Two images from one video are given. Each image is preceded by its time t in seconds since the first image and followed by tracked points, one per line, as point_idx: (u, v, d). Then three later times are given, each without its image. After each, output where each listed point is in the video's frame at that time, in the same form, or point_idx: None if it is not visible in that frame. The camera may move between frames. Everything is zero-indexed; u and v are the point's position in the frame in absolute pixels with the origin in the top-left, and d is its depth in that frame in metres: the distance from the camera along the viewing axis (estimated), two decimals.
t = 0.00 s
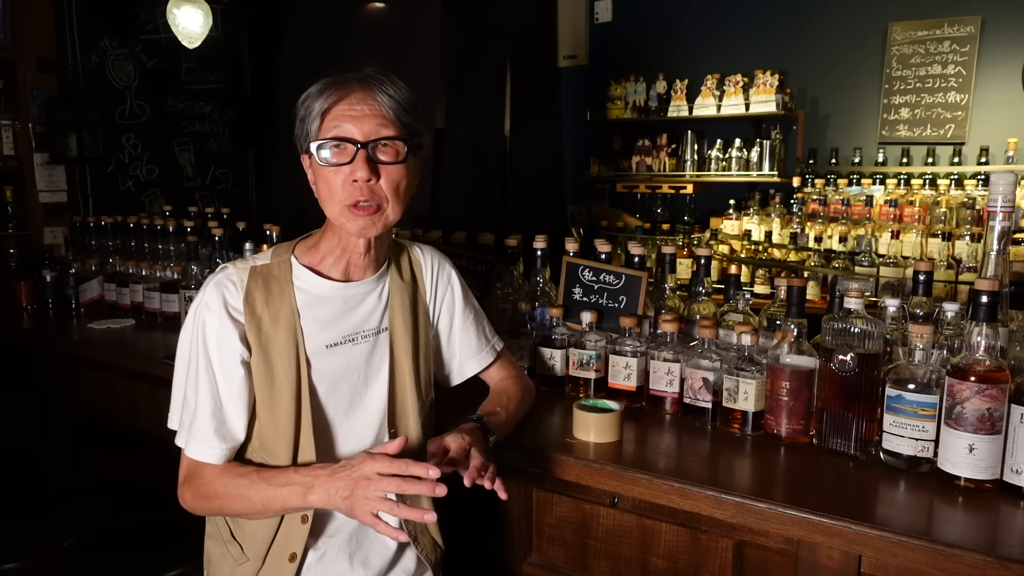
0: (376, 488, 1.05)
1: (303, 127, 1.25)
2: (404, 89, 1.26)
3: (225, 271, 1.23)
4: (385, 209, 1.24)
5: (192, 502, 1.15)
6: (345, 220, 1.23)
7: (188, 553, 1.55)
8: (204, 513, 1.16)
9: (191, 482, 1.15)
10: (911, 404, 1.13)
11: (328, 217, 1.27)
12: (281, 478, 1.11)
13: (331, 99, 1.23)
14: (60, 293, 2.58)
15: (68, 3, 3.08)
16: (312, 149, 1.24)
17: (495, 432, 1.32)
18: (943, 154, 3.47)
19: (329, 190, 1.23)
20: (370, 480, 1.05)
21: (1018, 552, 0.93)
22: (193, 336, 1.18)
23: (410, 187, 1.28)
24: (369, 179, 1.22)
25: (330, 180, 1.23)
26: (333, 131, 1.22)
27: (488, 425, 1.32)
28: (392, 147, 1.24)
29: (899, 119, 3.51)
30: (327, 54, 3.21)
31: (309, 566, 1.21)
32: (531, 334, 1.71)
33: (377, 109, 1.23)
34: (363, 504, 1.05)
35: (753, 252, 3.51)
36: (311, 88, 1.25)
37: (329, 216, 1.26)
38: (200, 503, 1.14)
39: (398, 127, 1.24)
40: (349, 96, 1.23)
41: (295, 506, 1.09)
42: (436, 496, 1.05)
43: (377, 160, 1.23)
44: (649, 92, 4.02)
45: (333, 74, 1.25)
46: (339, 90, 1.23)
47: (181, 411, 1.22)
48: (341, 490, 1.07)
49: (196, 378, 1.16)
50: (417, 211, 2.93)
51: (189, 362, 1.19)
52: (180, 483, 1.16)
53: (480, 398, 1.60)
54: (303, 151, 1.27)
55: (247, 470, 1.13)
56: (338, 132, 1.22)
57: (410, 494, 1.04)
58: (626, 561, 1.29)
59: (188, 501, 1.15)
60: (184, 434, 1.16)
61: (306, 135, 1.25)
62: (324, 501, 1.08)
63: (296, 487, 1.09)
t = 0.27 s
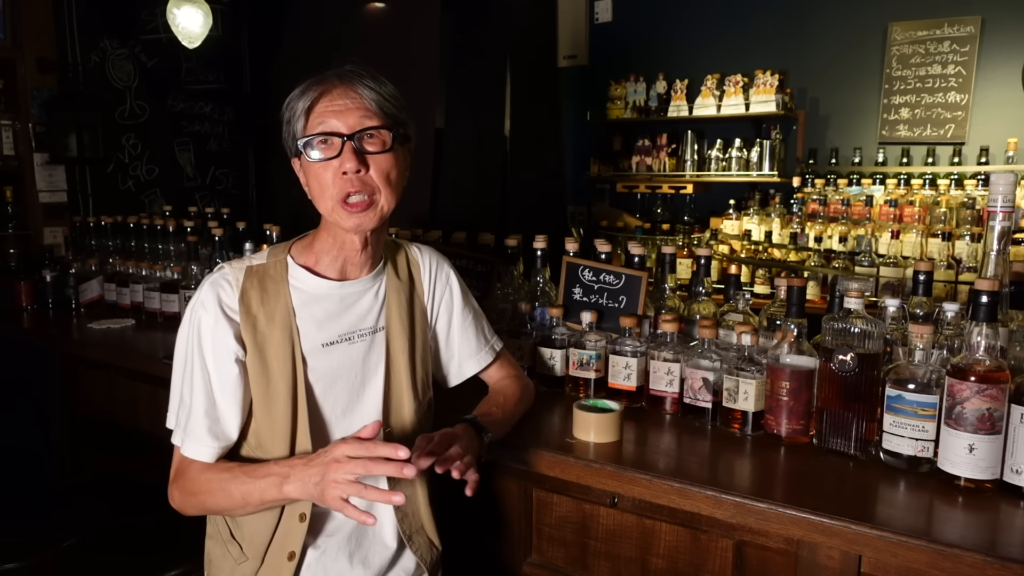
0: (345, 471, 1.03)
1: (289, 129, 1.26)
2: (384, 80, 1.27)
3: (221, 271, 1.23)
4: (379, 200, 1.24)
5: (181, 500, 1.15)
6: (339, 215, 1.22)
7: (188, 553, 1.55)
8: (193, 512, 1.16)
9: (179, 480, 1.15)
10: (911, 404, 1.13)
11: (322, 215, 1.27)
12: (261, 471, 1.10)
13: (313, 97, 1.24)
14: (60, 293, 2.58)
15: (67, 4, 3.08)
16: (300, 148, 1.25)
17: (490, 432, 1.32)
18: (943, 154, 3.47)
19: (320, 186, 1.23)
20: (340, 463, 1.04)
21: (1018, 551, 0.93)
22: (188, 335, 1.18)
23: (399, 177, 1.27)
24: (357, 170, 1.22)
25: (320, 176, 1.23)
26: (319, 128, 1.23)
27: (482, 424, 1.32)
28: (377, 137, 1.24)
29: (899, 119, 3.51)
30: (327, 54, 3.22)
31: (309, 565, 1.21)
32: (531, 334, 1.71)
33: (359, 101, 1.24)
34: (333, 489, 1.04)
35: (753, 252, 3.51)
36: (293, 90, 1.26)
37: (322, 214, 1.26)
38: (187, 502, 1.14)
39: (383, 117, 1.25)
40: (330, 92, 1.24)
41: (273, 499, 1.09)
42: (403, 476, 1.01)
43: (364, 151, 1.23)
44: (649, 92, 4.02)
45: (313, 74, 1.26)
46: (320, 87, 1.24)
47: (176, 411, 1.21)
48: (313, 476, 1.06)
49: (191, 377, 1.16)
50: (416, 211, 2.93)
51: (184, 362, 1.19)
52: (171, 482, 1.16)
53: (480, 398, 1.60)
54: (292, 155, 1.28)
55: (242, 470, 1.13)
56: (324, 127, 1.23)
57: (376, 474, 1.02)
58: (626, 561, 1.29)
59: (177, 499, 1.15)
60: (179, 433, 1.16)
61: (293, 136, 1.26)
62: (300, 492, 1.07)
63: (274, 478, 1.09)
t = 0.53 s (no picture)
0: (301, 484, 1.02)
1: (288, 129, 1.26)
2: (384, 81, 1.27)
3: (218, 272, 1.23)
4: (377, 202, 1.24)
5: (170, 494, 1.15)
6: (337, 215, 1.22)
7: (188, 553, 1.55)
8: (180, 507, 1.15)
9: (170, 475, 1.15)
10: (912, 404, 1.13)
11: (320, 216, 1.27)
12: (238, 475, 1.10)
13: (312, 98, 1.24)
14: (60, 293, 2.58)
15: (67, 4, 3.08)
16: (299, 149, 1.24)
17: (485, 431, 1.32)
18: (943, 154, 3.47)
19: (319, 187, 1.23)
20: (297, 475, 1.03)
21: (1019, 551, 0.93)
22: (186, 336, 1.18)
23: (398, 178, 1.28)
24: (357, 172, 1.22)
25: (319, 177, 1.23)
26: (318, 129, 1.23)
27: (478, 424, 1.32)
28: (377, 139, 1.24)
29: (899, 119, 3.51)
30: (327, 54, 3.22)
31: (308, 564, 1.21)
32: (531, 334, 1.71)
33: (359, 103, 1.24)
34: (291, 502, 1.03)
35: (753, 252, 3.51)
36: (292, 91, 1.26)
37: (320, 215, 1.25)
38: (175, 498, 1.14)
39: (382, 119, 1.25)
40: (330, 93, 1.24)
41: (248, 503, 1.08)
42: (353, 492, 0.99)
43: (363, 153, 1.23)
44: (649, 92, 4.02)
45: (312, 74, 1.26)
46: (319, 88, 1.24)
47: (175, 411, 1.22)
48: (278, 485, 1.05)
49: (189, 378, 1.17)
50: (416, 211, 2.93)
51: (182, 362, 1.19)
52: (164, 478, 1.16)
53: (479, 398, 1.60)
54: (291, 155, 1.28)
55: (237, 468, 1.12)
56: (323, 128, 1.23)
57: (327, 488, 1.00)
58: (626, 561, 1.29)
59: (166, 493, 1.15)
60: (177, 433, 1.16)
61: (291, 137, 1.26)
62: (270, 500, 1.06)
63: (248, 484, 1.08)
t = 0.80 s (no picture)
0: (300, 497, 1.02)
1: (291, 131, 1.26)
2: (387, 83, 1.27)
3: (220, 272, 1.23)
4: (381, 203, 1.24)
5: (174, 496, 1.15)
6: (341, 216, 1.23)
7: (188, 553, 1.55)
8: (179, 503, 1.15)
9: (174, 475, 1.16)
10: (911, 404, 1.13)
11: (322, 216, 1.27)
12: (240, 480, 1.09)
13: (315, 99, 1.24)
14: (60, 293, 2.58)
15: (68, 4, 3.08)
16: (302, 150, 1.24)
17: (486, 432, 1.32)
18: (943, 154, 3.47)
19: (322, 188, 1.23)
20: (296, 488, 1.03)
21: (1018, 551, 0.93)
22: (187, 336, 1.18)
23: (402, 179, 1.28)
24: (361, 173, 1.22)
25: (322, 178, 1.23)
26: (321, 130, 1.23)
27: (480, 424, 1.32)
28: (381, 140, 1.24)
29: (899, 119, 3.51)
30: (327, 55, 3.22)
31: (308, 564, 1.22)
32: (531, 334, 1.71)
33: (362, 104, 1.24)
34: (291, 515, 1.02)
35: (753, 252, 3.51)
36: (296, 92, 1.26)
37: (323, 216, 1.25)
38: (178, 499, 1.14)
39: (385, 120, 1.25)
40: (333, 95, 1.24)
41: (249, 508, 1.08)
42: (353, 509, 1.00)
43: (368, 154, 1.23)
44: (649, 92, 4.02)
45: (314, 75, 1.26)
46: (322, 89, 1.24)
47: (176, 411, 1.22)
48: (279, 495, 1.05)
49: (190, 379, 1.17)
50: (416, 211, 2.93)
51: (184, 362, 1.19)
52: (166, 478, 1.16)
53: (479, 397, 1.60)
54: (293, 156, 1.28)
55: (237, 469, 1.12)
56: (326, 130, 1.23)
57: (327, 504, 1.00)
58: (626, 561, 1.29)
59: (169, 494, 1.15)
60: (178, 433, 1.16)
61: (294, 137, 1.26)
62: (271, 507, 1.06)
63: (249, 490, 1.08)
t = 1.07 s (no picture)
0: (359, 489, 1.02)
1: (290, 130, 1.26)
2: (385, 80, 1.27)
3: (221, 272, 1.23)
4: (382, 197, 1.24)
5: (186, 503, 1.13)
6: (341, 211, 1.22)
7: (188, 552, 1.55)
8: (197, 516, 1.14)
9: (185, 483, 1.13)
10: (911, 404, 1.13)
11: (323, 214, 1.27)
12: (270, 479, 1.09)
13: (314, 97, 1.24)
14: (61, 293, 2.58)
15: (68, 4, 3.08)
16: (301, 148, 1.25)
17: (489, 432, 1.31)
18: (943, 154, 3.47)
19: (322, 184, 1.23)
20: (353, 482, 1.02)
21: (1018, 551, 0.93)
22: (188, 336, 1.18)
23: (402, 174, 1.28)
24: (361, 167, 1.22)
25: (322, 175, 1.23)
26: (321, 127, 1.23)
27: (484, 425, 1.31)
28: (380, 135, 1.24)
29: (899, 119, 3.50)
30: (327, 55, 3.23)
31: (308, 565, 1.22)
32: (531, 334, 1.71)
33: (361, 100, 1.24)
34: (347, 507, 1.02)
35: (753, 252, 3.51)
36: (294, 92, 1.27)
37: (324, 214, 1.25)
38: (193, 506, 1.13)
39: (384, 115, 1.25)
40: (332, 92, 1.24)
41: (285, 506, 1.07)
42: (418, 499, 1.00)
43: (368, 149, 1.23)
44: (649, 92, 4.02)
45: (312, 75, 1.27)
46: (321, 87, 1.25)
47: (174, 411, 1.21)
48: (326, 491, 1.04)
49: (191, 379, 1.16)
50: (416, 211, 2.93)
51: (184, 362, 1.19)
52: (175, 485, 1.15)
53: (479, 398, 1.60)
54: (293, 155, 1.28)
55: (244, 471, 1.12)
56: (326, 127, 1.23)
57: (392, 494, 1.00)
58: (626, 561, 1.29)
59: (182, 502, 1.13)
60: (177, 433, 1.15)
61: (294, 136, 1.26)
62: (311, 504, 1.05)
63: (284, 488, 1.07)
